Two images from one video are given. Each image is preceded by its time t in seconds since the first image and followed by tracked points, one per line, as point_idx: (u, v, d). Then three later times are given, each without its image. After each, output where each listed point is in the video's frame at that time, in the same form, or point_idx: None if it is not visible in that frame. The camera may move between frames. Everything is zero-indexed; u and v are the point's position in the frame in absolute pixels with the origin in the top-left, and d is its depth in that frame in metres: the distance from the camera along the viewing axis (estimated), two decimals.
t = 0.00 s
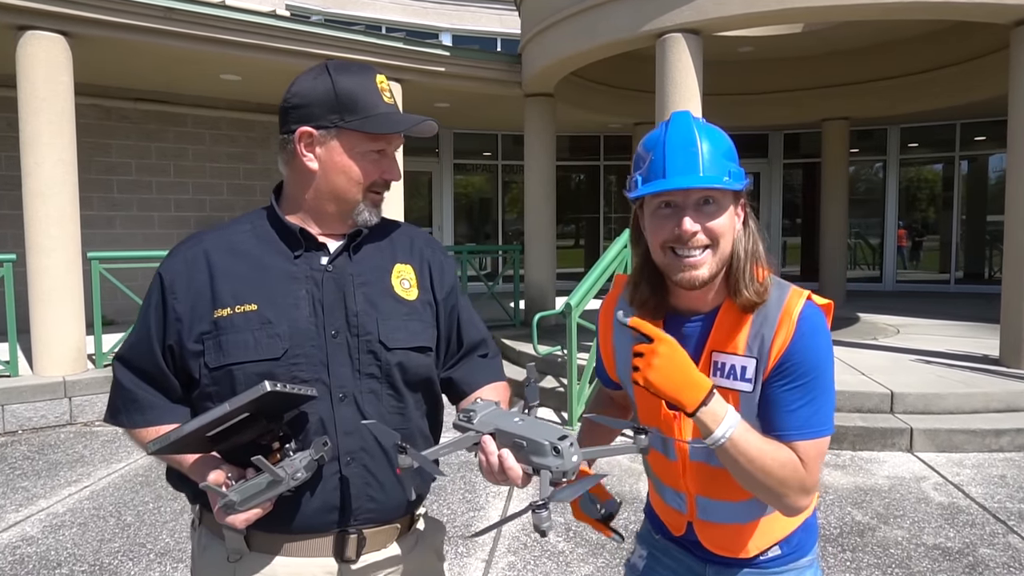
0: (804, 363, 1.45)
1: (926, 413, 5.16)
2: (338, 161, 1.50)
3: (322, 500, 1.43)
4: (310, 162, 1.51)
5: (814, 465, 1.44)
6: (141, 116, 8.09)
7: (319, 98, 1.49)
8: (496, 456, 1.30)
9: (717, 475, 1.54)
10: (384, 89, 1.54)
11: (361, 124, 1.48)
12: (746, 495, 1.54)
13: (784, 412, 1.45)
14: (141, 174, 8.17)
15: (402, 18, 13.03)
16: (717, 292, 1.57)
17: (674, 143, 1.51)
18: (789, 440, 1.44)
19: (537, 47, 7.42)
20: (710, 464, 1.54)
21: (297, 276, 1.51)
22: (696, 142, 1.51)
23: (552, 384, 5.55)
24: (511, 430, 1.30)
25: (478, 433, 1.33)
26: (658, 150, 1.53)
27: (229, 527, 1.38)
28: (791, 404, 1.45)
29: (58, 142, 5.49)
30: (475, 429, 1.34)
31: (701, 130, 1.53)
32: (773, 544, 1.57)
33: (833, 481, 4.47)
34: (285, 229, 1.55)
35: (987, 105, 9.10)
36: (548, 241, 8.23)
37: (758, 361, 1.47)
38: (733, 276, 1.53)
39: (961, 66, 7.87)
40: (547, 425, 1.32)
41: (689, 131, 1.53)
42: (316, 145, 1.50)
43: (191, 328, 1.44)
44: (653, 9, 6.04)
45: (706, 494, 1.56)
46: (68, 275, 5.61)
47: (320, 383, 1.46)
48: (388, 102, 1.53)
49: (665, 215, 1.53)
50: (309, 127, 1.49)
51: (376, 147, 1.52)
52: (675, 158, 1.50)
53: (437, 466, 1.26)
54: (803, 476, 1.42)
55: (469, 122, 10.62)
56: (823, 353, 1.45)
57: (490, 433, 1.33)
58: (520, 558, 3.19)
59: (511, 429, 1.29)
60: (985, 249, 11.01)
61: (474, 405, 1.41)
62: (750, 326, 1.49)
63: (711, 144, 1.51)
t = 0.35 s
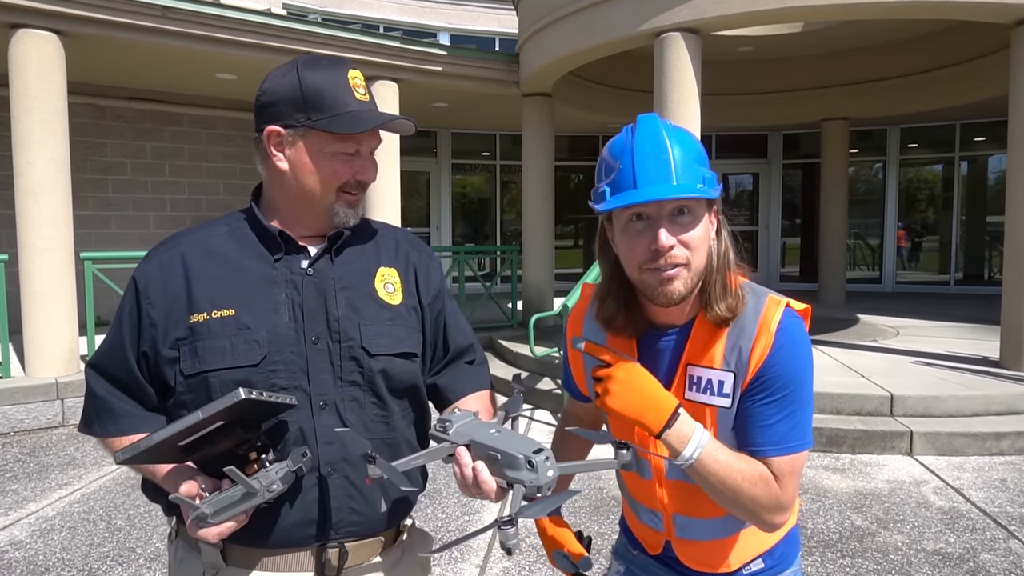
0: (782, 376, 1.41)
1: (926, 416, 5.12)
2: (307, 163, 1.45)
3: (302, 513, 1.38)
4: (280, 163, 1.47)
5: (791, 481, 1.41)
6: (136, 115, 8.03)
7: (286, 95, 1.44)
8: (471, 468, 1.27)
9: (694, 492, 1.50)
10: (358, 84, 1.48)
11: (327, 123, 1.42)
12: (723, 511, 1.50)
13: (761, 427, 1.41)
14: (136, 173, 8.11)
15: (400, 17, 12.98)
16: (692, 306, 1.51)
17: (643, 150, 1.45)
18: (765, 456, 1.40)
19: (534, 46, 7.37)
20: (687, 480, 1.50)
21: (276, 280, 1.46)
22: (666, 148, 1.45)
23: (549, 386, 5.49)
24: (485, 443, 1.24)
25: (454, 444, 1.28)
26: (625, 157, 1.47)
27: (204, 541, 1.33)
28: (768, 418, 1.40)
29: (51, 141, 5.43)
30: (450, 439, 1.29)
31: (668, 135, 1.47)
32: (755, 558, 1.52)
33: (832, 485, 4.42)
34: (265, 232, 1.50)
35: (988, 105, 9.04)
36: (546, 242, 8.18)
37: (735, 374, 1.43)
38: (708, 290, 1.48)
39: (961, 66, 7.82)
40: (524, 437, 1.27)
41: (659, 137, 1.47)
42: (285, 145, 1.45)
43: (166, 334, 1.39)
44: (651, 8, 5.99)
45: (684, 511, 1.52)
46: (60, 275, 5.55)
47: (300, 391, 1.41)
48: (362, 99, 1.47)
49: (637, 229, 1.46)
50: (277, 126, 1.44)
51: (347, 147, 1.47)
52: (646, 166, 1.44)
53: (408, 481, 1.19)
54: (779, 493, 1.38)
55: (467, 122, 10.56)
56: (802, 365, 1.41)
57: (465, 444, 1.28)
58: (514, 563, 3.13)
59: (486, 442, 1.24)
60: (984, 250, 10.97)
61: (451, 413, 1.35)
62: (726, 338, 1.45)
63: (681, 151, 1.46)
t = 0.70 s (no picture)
0: (779, 390, 1.35)
1: (928, 418, 5.08)
2: (298, 162, 1.42)
3: (294, 522, 1.34)
4: (271, 162, 1.43)
5: (793, 496, 1.36)
6: (134, 114, 7.99)
7: (276, 92, 1.40)
8: (461, 482, 1.23)
9: (691, 509, 1.45)
10: (350, 82, 1.44)
11: (317, 121, 1.38)
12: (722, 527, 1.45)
13: (760, 444, 1.37)
14: (134, 173, 8.07)
15: (399, 17, 12.93)
16: (677, 318, 1.44)
17: (599, 162, 1.38)
18: (766, 475, 1.36)
19: (534, 46, 7.33)
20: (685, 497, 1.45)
21: (268, 283, 1.42)
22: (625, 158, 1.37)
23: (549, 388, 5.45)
24: (477, 456, 1.20)
25: (444, 458, 1.24)
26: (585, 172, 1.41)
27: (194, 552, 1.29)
28: (767, 436, 1.36)
29: (47, 141, 5.38)
30: (441, 453, 1.25)
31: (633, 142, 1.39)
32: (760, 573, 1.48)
33: (834, 488, 4.38)
34: (257, 234, 1.46)
35: (988, 106, 9.01)
36: (545, 242, 8.13)
37: (731, 389, 1.38)
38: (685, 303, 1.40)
39: (963, 66, 7.79)
40: (517, 450, 1.23)
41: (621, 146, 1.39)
42: (275, 143, 1.42)
43: (155, 338, 1.35)
44: (652, 7, 5.95)
45: (682, 528, 1.47)
46: (56, 276, 5.51)
47: (293, 397, 1.37)
48: (353, 96, 1.43)
49: (595, 244, 1.39)
50: (267, 125, 1.41)
51: (339, 146, 1.42)
52: (599, 180, 1.37)
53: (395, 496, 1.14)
54: (780, 511, 1.34)
55: (466, 122, 10.52)
56: (801, 377, 1.36)
57: (457, 458, 1.24)
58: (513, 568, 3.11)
59: (477, 455, 1.20)
60: (984, 251, 10.95)
61: (443, 425, 1.31)
62: (720, 351, 1.40)
63: (642, 158, 1.37)
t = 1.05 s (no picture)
0: (795, 401, 1.29)
1: (931, 420, 5.05)
2: (299, 162, 1.39)
3: (297, 530, 1.32)
4: (274, 161, 1.40)
5: (787, 511, 1.30)
6: (133, 114, 7.95)
7: (280, 91, 1.37)
8: (462, 494, 1.22)
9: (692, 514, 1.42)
10: (354, 81, 1.41)
11: (322, 120, 1.35)
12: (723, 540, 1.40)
13: (762, 453, 1.30)
14: (133, 173, 8.03)
15: (398, 17, 12.90)
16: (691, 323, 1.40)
17: (597, 176, 1.37)
18: (760, 483, 1.29)
19: (535, 46, 7.30)
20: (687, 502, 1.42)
21: (270, 288, 1.39)
22: (625, 173, 1.35)
23: (550, 389, 5.43)
24: (479, 469, 1.17)
25: (445, 469, 1.21)
26: (582, 184, 1.39)
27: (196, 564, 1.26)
28: (771, 445, 1.30)
29: (46, 141, 5.35)
30: (442, 463, 1.22)
31: (638, 150, 1.36)
32: None
33: (837, 490, 4.36)
34: (259, 237, 1.43)
35: (990, 106, 8.98)
36: (546, 242, 8.11)
37: (745, 394, 1.32)
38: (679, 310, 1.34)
39: (965, 67, 7.76)
40: (520, 463, 1.20)
41: (620, 156, 1.37)
42: (278, 143, 1.39)
43: (155, 344, 1.32)
44: (653, 7, 5.92)
45: (682, 534, 1.44)
46: (55, 276, 5.48)
47: (296, 404, 1.34)
48: (359, 95, 1.40)
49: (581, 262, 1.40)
50: (270, 124, 1.38)
51: (342, 147, 1.39)
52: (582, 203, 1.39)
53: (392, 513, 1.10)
54: (763, 522, 1.29)
55: (467, 122, 10.50)
56: (822, 392, 1.29)
57: (458, 469, 1.21)
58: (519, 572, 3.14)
59: (479, 468, 1.17)
60: (984, 252, 10.95)
61: (445, 435, 1.28)
62: (741, 355, 1.34)
63: (643, 171, 1.35)
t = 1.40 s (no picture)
0: (801, 403, 1.31)
1: (932, 421, 5.05)
2: (307, 161, 1.38)
3: (307, 534, 1.30)
4: (280, 161, 1.39)
5: (805, 512, 1.32)
6: (132, 115, 7.93)
7: (287, 89, 1.36)
8: (473, 498, 1.19)
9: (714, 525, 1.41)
10: (363, 79, 1.40)
11: (330, 119, 1.34)
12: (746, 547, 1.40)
13: (774, 458, 1.32)
14: (132, 174, 8.01)
15: (397, 17, 12.89)
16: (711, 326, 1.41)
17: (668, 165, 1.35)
18: (776, 488, 1.31)
19: (535, 46, 7.29)
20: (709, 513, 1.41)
21: (278, 289, 1.38)
22: (689, 164, 1.36)
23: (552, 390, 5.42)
24: (489, 472, 1.17)
25: (455, 472, 1.20)
26: (650, 172, 1.35)
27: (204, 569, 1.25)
28: (781, 449, 1.31)
29: (45, 141, 5.33)
30: (452, 466, 1.21)
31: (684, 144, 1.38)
32: None
33: (840, 491, 4.35)
34: (266, 238, 1.42)
35: (989, 107, 8.98)
36: (546, 243, 8.10)
37: (751, 400, 1.34)
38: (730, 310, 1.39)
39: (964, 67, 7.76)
40: (531, 465, 1.19)
41: (675, 149, 1.37)
42: (286, 142, 1.38)
43: (162, 346, 1.31)
44: (654, 8, 5.92)
45: (705, 545, 1.44)
46: (55, 277, 5.46)
47: (304, 407, 1.33)
48: (367, 94, 1.39)
49: (631, 253, 1.37)
50: (278, 122, 1.37)
51: (351, 146, 1.38)
52: (636, 186, 1.35)
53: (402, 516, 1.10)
54: (784, 526, 1.31)
55: (466, 123, 10.48)
56: (827, 393, 1.31)
57: (468, 472, 1.20)
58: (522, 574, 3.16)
59: (490, 470, 1.16)
60: (983, 252, 10.96)
61: (455, 438, 1.27)
62: (743, 361, 1.36)
63: (695, 161, 1.37)
